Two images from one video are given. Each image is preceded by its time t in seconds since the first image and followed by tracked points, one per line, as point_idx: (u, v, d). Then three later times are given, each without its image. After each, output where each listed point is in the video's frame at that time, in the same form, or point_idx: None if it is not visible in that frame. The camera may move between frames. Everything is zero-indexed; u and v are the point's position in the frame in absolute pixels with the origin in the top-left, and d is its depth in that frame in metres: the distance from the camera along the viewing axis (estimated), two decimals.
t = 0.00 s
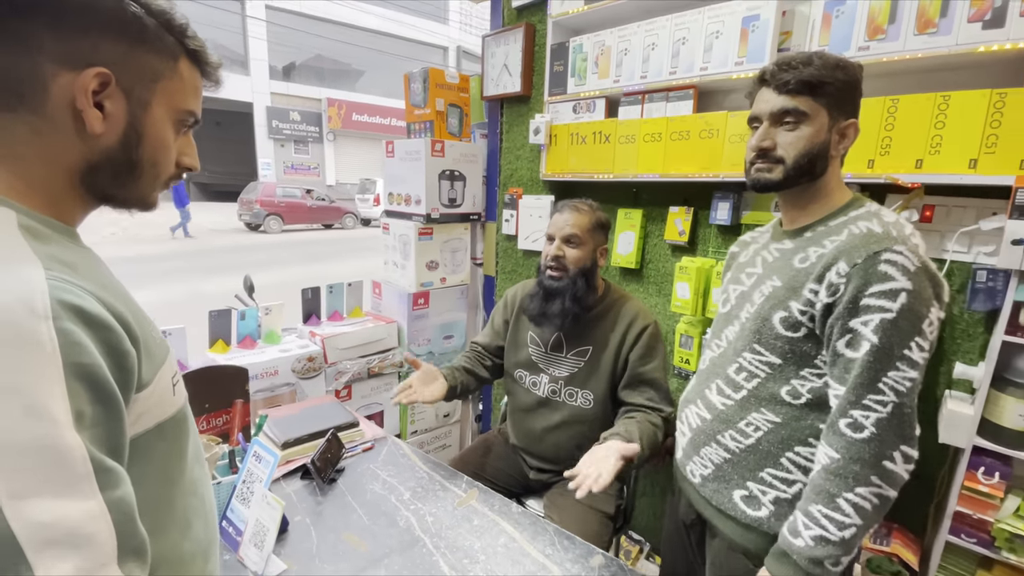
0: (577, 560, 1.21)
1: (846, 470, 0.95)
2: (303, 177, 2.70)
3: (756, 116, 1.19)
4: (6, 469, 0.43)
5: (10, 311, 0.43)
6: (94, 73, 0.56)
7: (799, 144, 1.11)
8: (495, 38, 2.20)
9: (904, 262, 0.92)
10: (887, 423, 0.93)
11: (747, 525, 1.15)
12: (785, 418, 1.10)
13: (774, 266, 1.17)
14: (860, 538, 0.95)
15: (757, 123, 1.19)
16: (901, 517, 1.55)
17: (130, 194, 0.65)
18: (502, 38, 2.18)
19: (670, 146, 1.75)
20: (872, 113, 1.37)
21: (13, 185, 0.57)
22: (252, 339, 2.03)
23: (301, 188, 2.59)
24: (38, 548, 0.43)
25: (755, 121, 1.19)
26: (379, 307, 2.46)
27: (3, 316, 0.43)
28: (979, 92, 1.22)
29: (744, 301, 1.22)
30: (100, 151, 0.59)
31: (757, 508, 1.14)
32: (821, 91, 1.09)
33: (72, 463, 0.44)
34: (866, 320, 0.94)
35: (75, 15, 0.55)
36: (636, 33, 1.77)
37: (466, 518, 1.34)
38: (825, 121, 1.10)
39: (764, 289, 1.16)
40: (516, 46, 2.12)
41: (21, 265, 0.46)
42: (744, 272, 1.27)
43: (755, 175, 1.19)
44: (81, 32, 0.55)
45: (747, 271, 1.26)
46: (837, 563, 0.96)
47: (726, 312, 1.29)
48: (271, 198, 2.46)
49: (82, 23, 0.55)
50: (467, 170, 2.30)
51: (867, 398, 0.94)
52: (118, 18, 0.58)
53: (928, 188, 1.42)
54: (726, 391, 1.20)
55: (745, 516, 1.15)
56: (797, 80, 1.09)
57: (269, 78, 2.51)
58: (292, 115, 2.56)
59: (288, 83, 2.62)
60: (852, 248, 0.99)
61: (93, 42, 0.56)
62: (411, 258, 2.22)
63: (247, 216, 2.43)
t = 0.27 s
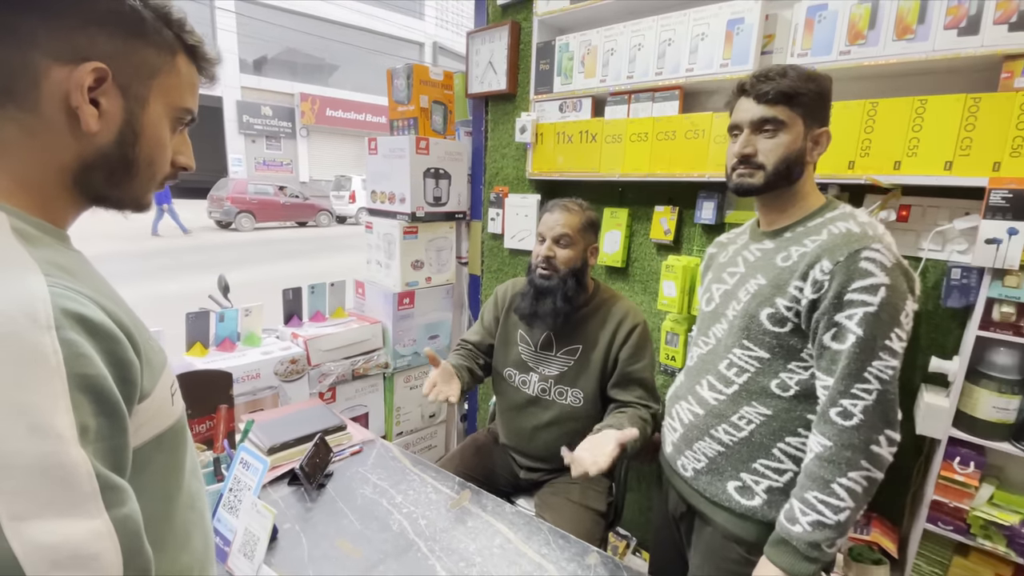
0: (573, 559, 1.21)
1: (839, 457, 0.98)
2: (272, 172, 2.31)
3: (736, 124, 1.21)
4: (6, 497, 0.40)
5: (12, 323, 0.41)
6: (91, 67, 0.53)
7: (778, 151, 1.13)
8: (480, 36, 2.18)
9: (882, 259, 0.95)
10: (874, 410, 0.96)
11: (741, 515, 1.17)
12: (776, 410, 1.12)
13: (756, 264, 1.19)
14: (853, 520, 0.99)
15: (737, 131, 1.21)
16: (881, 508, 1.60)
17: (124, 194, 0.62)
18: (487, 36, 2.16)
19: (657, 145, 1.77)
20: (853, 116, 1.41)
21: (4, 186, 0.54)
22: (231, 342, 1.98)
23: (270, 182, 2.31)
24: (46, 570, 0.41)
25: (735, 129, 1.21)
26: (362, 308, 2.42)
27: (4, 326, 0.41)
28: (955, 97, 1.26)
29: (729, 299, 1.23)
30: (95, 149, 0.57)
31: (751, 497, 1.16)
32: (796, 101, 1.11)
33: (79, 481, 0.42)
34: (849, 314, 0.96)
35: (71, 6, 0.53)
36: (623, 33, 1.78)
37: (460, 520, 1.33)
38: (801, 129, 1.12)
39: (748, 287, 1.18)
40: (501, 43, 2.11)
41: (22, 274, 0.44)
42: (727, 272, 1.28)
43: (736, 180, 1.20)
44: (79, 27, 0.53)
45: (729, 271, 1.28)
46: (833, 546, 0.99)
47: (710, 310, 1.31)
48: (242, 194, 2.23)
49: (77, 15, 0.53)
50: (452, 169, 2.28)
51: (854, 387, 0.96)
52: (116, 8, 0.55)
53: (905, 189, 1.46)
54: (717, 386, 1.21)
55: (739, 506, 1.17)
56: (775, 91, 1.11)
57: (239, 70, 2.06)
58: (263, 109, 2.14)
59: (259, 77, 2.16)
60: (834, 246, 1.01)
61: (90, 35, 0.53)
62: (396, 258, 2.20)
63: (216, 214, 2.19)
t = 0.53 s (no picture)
0: (570, 559, 1.22)
1: (824, 450, 1.00)
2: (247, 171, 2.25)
3: (724, 134, 1.23)
4: (23, 517, 0.39)
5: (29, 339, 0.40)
6: (96, 69, 0.52)
7: (762, 161, 1.16)
8: (466, 37, 2.18)
9: (863, 264, 0.98)
10: (857, 405, 0.99)
11: (728, 509, 1.17)
12: (763, 409, 1.13)
13: (741, 268, 1.20)
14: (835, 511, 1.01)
15: (724, 141, 1.24)
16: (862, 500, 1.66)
17: (127, 199, 0.60)
18: (474, 37, 2.16)
19: (644, 148, 1.79)
20: (834, 121, 1.45)
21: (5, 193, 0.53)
22: (213, 347, 1.92)
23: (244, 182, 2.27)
24: None
25: (723, 139, 1.24)
26: (347, 310, 2.39)
27: (20, 342, 0.40)
28: (930, 104, 1.31)
29: (715, 301, 1.24)
30: (98, 154, 0.55)
31: (738, 492, 1.17)
32: (779, 114, 1.15)
33: (98, 501, 0.41)
34: (834, 316, 0.99)
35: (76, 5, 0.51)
36: (610, 37, 1.80)
37: (456, 524, 1.32)
38: (784, 140, 1.16)
39: (734, 290, 1.19)
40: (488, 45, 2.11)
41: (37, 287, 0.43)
42: (711, 276, 1.29)
43: (723, 188, 1.22)
44: (83, 27, 0.52)
45: (711, 275, 1.29)
46: (817, 534, 1.01)
47: (696, 312, 1.31)
48: (213, 194, 2.19)
49: (82, 15, 0.52)
50: (439, 170, 2.27)
51: (838, 385, 0.99)
52: (121, 8, 0.54)
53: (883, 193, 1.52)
54: (705, 386, 1.22)
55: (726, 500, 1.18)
56: (761, 104, 1.15)
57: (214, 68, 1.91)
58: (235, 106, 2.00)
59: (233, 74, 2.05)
60: (818, 252, 1.04)
61: (93, 35, 0.52)
62: (382, 259, 2.18)
63: (187, 214, 2.15)
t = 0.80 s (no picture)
0: (571, 560, 1.22)
1: (807, 446, 1.03)
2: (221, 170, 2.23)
3: (714, 143, 1.26)
4: (47, 542, 0.38)
5: (53, 355, 0.38)
6: (107, 74, 0.50)
7: (752, 169, 1.19)
8: (455, 38, 2.17)
9: (848, 270, 1.01)
10: (840, 404, 1.01)
11: (717, 505, 1.18)
12: (752, 409, 1.15)
13: (730, 273, 1.22)
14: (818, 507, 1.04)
15: (714, 149, 1.26)
16: (846, 493, 1.70)
17: (132, 208, 0.59)
18: (463, 39, 2.16)
19: (634, 152, 1.81)
20: (820, 127, 1.49)
21: (8, 199, 0.51)
22: (197, 353, 1.86)
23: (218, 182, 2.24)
24: None
25: (713, 147, 1.26)
26: (334, 314, 2.35)
27: (41, 360, 0.38)
28: (912, 111, 1.36)
29: (704, 304, 1.26)
30: (106, 160, 0.53)
31: (727, 489, 1.18)
32: (768, 125, 1.18)
33: (125, 521, 0.40)
34: (820, 319, 1.01)
35: (88, 6, 0.50)
36: (600, 41, 1.81)
37: (455, 528, 1.32)
38: (772, 151, 1.19)
39: (724, 294, 1.20)
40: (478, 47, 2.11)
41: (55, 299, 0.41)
42: (700, 280, 1.30)
43: (713, 195, 1.24)
44: (95, 28, 0.50)
45: (699, 279, 1.31)
46: (801, 527, 1.03)
47: (686, 315, 1.32)
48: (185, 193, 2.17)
49: (92, 17, 0.50)
50: (428, 171, 2.26)
51: (822, 384, 1.01)
52: (134, 10, 0.52)
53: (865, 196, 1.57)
54: (697, 387, 1.22)
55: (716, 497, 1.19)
56: (752, 115, 1.18)
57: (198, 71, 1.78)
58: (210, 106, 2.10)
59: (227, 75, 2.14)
60: (805, 258, 1.06)
61: (105, 39, 0.51)
62: (371, 262, 2.16)
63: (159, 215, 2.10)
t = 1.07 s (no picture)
0: (577, 563, 1.23)
1: (801, 444, 1.05)
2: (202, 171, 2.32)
3: (712, 149, 1.28)
4: (93, 567, 0.36)
5: (94, 371, 0.37)
6: (128, 83, 0.49)
7: (749, 174, 1.20)
8: (448, 41, 2.18)
9: (842, 273, 1.04)
10: (833, 404, 1.03)
11: (718, 503, 1.20)
12: (751, 409, 1.17)
13: (728, 277, 1.23)
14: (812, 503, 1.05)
15: (713, 155, 1.28)
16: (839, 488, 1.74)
17: (148, 220, 0.56)
18: (457, 41, 2.16)
19: (630, 155, 1.82)
20: (812, 131, 1.52)
21: (25, 212, 0.48)
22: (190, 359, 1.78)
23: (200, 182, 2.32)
24: None
25: (711, 153, 1.28)
26: (327, 318, 2.32)
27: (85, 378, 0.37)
28: (902, 117, 1.40)
29: (702, 306, 1.27)
30: (124, 171, 0.51)
31: (727, 487, 1.19)
32: (765, 131, 1.20)
33: (166, 539, 0.39)
34: (814, 321, 1.03)
35: (110, 13, 0.48)
36: (596, 45, 1.82)
37: (460, 534, 1.31)
38: (769, 156, 1.21)
39: (722, 297, 1.22)
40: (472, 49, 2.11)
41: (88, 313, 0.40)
42: (699, 282, 1.31)
43: (711, 200, 1.26)
44: (116, 36, 0.48)
45: (699, 281, 1.32)
46: (795, 522, 1.05)
47: (685, 317, 1.33)
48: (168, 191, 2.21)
49: (115, 26, 0.48)
50: (421, 174, 2.26)
51: (815, 384, 1.04)
52: (155, 17, 0.51)
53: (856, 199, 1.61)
54: (697, 388, 1.24)
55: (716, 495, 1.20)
56: (750, 121, 1.19)
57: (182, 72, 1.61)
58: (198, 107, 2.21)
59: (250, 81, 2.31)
60: (800, 261, 1.08)
61: (127, 49, 0.49)
62: (366, 265, 2.14)
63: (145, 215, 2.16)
